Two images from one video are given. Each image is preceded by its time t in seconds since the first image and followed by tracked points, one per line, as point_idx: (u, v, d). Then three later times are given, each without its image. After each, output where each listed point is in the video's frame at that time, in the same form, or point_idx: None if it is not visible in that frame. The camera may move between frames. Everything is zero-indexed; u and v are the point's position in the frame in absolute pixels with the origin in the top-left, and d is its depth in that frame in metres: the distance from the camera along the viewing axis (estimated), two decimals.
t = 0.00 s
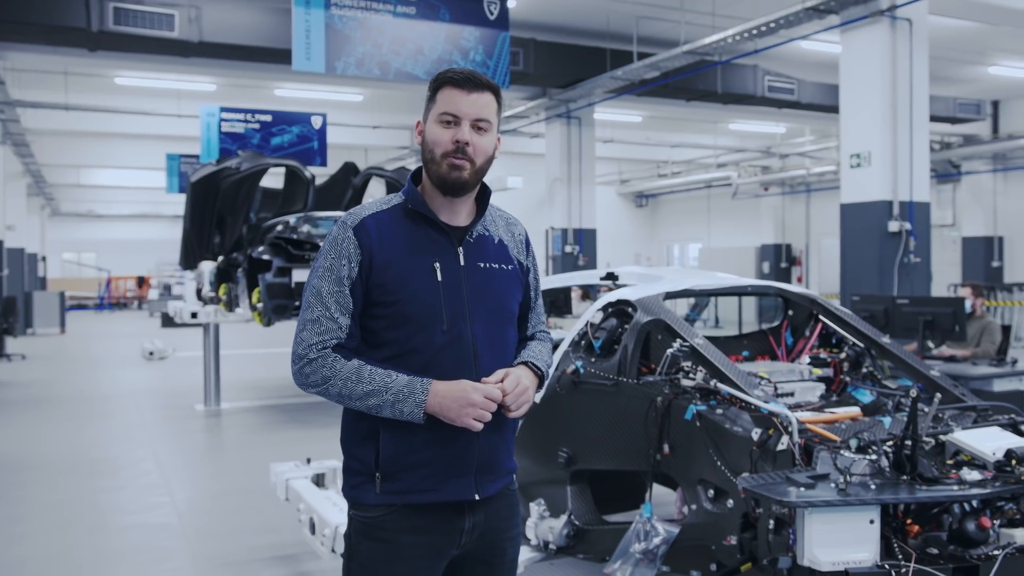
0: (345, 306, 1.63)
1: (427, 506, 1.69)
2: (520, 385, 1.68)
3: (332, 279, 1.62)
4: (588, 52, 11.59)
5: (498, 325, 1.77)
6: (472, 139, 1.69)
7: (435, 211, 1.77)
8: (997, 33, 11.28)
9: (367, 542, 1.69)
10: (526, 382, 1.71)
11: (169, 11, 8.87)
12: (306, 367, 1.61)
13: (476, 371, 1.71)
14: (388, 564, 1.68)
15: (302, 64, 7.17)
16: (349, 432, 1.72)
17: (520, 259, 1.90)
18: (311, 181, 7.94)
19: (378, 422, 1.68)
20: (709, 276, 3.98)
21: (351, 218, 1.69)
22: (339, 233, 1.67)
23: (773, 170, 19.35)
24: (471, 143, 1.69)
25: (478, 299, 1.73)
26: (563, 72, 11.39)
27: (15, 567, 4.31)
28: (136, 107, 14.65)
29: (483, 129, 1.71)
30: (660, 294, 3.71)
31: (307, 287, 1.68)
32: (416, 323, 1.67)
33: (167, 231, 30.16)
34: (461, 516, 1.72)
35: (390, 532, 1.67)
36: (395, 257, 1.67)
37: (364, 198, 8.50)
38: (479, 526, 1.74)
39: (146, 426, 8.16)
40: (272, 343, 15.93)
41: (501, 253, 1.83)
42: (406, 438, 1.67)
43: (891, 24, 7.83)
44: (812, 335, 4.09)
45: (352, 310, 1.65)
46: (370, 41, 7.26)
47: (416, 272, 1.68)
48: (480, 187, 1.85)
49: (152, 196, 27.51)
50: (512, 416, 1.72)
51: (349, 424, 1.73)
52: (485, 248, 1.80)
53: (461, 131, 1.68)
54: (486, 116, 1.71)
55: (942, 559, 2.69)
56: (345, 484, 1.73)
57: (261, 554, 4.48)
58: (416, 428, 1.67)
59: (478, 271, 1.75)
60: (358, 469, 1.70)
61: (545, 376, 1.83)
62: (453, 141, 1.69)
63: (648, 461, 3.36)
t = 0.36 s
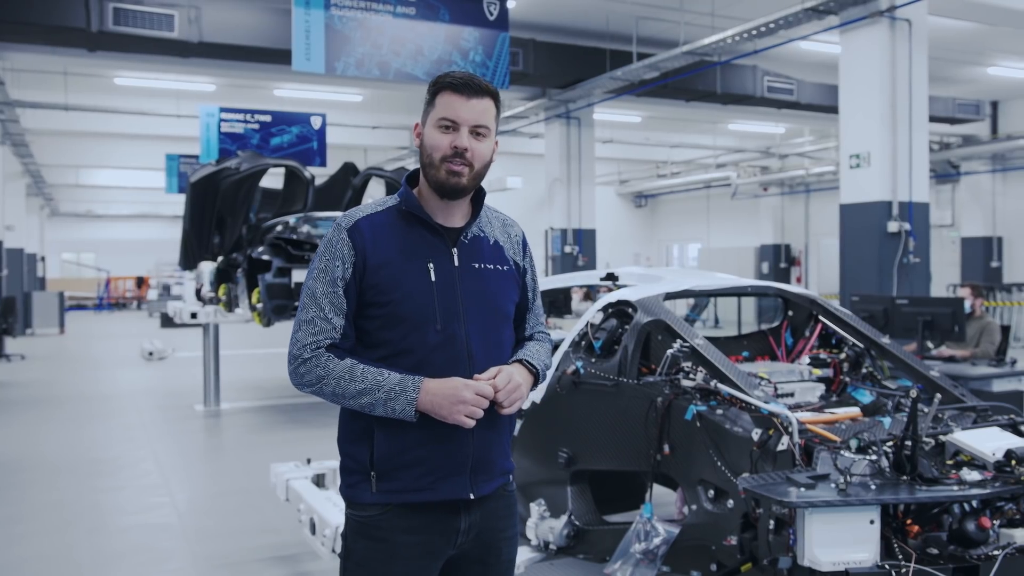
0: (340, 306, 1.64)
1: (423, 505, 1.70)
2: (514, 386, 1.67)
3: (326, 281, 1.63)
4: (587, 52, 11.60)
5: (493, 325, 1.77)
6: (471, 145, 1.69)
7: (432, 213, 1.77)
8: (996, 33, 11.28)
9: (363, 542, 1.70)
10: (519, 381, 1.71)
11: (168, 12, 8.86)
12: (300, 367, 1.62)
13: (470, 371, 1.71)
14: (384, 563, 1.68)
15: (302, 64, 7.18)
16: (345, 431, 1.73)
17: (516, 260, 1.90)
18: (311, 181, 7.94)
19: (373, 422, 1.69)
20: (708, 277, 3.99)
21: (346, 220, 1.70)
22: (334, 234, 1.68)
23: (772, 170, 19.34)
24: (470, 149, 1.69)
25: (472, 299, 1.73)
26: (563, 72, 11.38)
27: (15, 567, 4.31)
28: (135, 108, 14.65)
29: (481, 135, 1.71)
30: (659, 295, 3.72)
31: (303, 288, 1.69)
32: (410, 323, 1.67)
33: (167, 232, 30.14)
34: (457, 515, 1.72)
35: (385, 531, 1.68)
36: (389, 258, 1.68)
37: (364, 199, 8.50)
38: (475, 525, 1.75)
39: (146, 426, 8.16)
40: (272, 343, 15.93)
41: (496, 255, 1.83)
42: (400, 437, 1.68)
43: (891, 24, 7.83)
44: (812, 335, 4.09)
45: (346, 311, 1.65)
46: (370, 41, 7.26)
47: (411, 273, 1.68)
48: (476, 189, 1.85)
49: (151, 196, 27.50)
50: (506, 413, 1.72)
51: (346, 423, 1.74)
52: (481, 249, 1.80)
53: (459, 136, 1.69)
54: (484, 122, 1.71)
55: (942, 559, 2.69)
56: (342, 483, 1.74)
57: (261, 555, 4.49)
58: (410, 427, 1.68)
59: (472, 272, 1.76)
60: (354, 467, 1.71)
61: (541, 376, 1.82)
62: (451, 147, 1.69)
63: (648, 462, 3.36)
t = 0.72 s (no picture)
0: (338, 306, 1.64)
1: (422, 505, 1.70)
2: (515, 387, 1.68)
3: (325, 281, 1.63)
4: (587, 52, 11.60)
5: (491, 325, 1.78)
6: (461, 144, 1.69)
7: (428, 213, 1.77)
8: (995, 33, 11.28)
9: (362, 541, 1.70)
10: (518, 381, 1.72)
11: (168, 12, 8.85)
12: (299, 367, 1.62)
13: (468, 373, 1.72)
14: (382, 563, 1.69)
15: (301, 64, 7.20)
16: (344, 432, 1.72)
17: (512, 260, 1.90)
18: (310, 181, 7.94)
19: (372, 422, 1.69)
20: (706, 277, 3.99)
21: (344, 220, 1.70)
22: (333, 234, 1.68)
23: (772, 170, 19.33)
24: (460, 148, 1.69)
25: (470, 299, 1.74)
26: (562, 73, 11.39)
27: (15, 567, 4.32)
28: (134, 108, 14.65)
29: (472, 134, 1.71)
30: (659, 295, 3.72)
31: (301, 287, 1.68)
32: (409, 322, 1.67)
33: (166, 232, 30.12)
34: (455, 514, 1.73)
35: (384, 531, 1.68)
36: (388, 257, 1.68)
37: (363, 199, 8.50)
38: (473, 524, 1.75)
39: (146, 426, 8.16)
40: (271, 343, 15.93)
41: (493, 255, 1.83)
42: (399, 437, 1.68)
43: (890, 24, 7.84)
44: (811, 335, 4.10)
45: (345, 310, 1.65)
46: (369, 41, 7.26)
47: (409, 273, 1.68)
48: (471, 188, 1.86)
49: (149, 196, 27.49)
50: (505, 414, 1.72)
51: (345, 423, 1.74)
52: (477, 248, 1.81)
53: (449, 136, 1.69)
54: (474, 121, 1.71)
55: (940, 559, 2.70)
56: (340, 484, 1.74)
57: (261, 555, 4.49)
58: (410, 427, 1.68)
59: (469, 271, 1.76)
60: (353, 468, 1.71)
61: (538, 374, 1.83)
62: (442, 146, 1.69)
63: (649, 462, 3.36)
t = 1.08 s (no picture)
0: (335, 303, 1.64)
1: (418, 503, 1.70)
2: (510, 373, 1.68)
3: (321, 277, 1.63)
4: (586, 52, 11.61)
5: (488, 322, 1.78)
6: (453, 141, 1.69)
7: (423, 212, 1.78)
8: (994, 33, 11.29)
9: (359, 540, 1.70)
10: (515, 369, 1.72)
11: (167, 12, 8.85)
12: (294, 363, 1.62)
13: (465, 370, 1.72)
14: (379, 561, 1.69)
15: (300, 64, 7.20)
16: (341, 431, 1.73)
17: (510, 257, 1.90)
18: (309, 181, 7.94)
19: (369, 419, 1.69)
20: (705, 277, 4.00)
21: (341, 217, 1.70)
22: (330, 232, 1.68)
23: (771, 170, 19.33)
24: (452, 144, 1.69)
25: (467, 297, 1.74)
26: (561, 73, 11.39)
27: (14, 567, 4.32)
28: (133, 108, 14.64)
29: (464, 131, 1.71)
30: (657, 294, 3.73)
31: (299, 285, 1.68)
32: (406, 319, 1.67)
33: (165, 232, 30.12)
34: (452, 513, 1.73)
35: (380, 530, 1.69)
36: (385, 253, 1.68)
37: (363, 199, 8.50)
38: (470, 523, 1.76)
39: (145, 426, 8.16)
40: (270, 343, 15.94)
41: (491, 252, 1.84)
42: (397, 435, 1.68)
43: (888, 24, 7.85)
44: (809, 336, 4.10)
45: (341, 307, 1.65)
46: (368, 41, 7.26)
47: (406, 270, 1.69)
48: (468, 186, 1.85)
49: (148, 196, 27.47)
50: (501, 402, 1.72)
51: (341, 422, 1.74)
52: (475, 246, 1.81)
53: (441, 134, 1.69)
54: (466, 118, 1.71)
55: (938, 559, 2.69)
56: (337, 482, 1.75)
57: (260, 555, 4.50)
58: (408, 425, 1.68)
59: (467, 268, 1.76)
60: (349, 465, 1.71)
61: (535, 367, 1.84)
62: (434, 144, 1.69)
63: (647, 461, 3.36)
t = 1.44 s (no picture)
0: (324, 309, 1.63)
1: (412, 506, 1.70)
2: (647, 445, 1.78)
3: (318, 283, 1.63)
4: (585, 52, 11.61)
5: (488, 327, 1.77)
6: (458, 156, 1.69)
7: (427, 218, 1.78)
8: (993, 34, 11.30)
9: (352, 538, 1.70)
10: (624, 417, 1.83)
11: (166, 12, 8.84)
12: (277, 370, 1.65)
13: (463, 375, 1.71)
14: (372, 561, 1.69)
15: (299, 64, 7.19)
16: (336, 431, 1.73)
17: (514, 261, 1.89)
18: (309, 181, 7.95)
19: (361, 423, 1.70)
20: (705, 277, 3.99)
21: (343, 220, 1.70)
22: (330, 235, 1.68)
23: (770, 170, 19.34)
24: (457, 160, 1.69)
25: (467, 303, 1.74)
26: (560, 73, 11.39)
27: (13, 567, 4.32)
28: (132, 108, 14.64)
29: (471, 145, 1.71)
30: (656, 295, 3.73)
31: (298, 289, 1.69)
32: (406, 326, 1.67)
33: (164, 232, 30.10)
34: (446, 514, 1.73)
35: (375, 529, 1.69)
36: (385, 259, 1.68)
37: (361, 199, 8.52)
38: (463, 523, 1.76)
39: (144, 426, 8.16)
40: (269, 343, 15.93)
41: (494, 255, 1.83)
42: (393, 438, 1.68)
43: (887, 25, 7.87)
44: (808, 336, 4.10)
45: (336, 313, 1.65)
46: (368, 41, 7.25)
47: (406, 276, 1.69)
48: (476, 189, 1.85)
49: (148, 196, 27.49)
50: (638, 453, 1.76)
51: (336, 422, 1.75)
52: (479, 251, 1.80)
53: (446, 148, 1.68)
54: (473, 132, 1.70)
55: (937, 559, 2.68)
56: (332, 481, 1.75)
57: (260, 555, 4.50)
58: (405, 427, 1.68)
59: (469, 275, 1.76)
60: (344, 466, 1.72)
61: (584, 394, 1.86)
62: (438, 157, 1.69)
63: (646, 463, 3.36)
